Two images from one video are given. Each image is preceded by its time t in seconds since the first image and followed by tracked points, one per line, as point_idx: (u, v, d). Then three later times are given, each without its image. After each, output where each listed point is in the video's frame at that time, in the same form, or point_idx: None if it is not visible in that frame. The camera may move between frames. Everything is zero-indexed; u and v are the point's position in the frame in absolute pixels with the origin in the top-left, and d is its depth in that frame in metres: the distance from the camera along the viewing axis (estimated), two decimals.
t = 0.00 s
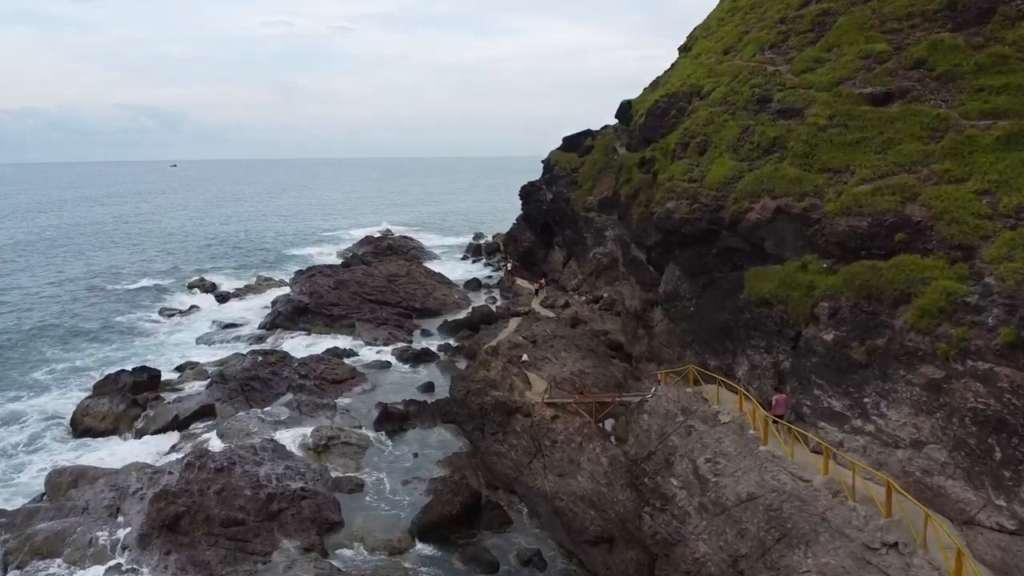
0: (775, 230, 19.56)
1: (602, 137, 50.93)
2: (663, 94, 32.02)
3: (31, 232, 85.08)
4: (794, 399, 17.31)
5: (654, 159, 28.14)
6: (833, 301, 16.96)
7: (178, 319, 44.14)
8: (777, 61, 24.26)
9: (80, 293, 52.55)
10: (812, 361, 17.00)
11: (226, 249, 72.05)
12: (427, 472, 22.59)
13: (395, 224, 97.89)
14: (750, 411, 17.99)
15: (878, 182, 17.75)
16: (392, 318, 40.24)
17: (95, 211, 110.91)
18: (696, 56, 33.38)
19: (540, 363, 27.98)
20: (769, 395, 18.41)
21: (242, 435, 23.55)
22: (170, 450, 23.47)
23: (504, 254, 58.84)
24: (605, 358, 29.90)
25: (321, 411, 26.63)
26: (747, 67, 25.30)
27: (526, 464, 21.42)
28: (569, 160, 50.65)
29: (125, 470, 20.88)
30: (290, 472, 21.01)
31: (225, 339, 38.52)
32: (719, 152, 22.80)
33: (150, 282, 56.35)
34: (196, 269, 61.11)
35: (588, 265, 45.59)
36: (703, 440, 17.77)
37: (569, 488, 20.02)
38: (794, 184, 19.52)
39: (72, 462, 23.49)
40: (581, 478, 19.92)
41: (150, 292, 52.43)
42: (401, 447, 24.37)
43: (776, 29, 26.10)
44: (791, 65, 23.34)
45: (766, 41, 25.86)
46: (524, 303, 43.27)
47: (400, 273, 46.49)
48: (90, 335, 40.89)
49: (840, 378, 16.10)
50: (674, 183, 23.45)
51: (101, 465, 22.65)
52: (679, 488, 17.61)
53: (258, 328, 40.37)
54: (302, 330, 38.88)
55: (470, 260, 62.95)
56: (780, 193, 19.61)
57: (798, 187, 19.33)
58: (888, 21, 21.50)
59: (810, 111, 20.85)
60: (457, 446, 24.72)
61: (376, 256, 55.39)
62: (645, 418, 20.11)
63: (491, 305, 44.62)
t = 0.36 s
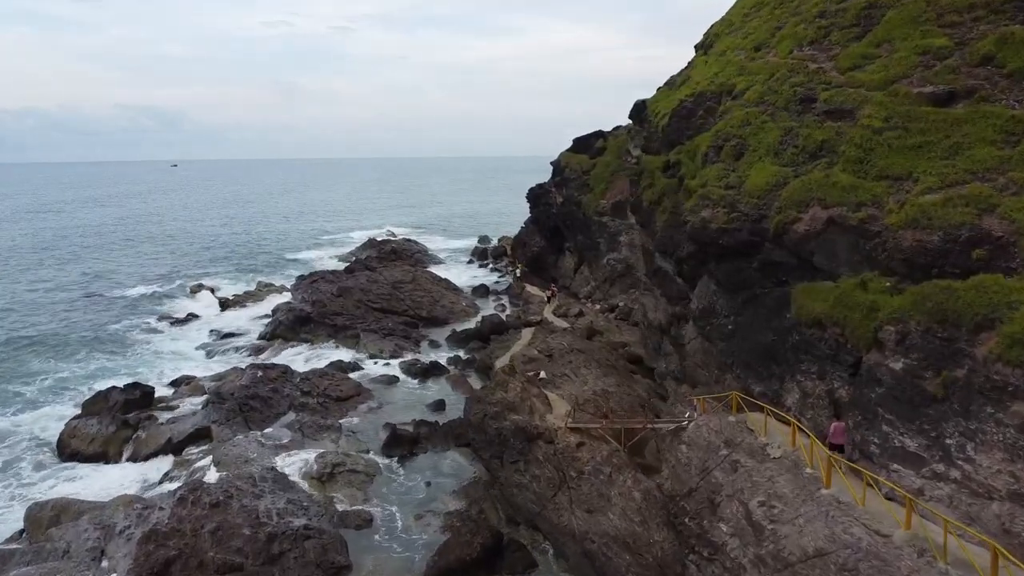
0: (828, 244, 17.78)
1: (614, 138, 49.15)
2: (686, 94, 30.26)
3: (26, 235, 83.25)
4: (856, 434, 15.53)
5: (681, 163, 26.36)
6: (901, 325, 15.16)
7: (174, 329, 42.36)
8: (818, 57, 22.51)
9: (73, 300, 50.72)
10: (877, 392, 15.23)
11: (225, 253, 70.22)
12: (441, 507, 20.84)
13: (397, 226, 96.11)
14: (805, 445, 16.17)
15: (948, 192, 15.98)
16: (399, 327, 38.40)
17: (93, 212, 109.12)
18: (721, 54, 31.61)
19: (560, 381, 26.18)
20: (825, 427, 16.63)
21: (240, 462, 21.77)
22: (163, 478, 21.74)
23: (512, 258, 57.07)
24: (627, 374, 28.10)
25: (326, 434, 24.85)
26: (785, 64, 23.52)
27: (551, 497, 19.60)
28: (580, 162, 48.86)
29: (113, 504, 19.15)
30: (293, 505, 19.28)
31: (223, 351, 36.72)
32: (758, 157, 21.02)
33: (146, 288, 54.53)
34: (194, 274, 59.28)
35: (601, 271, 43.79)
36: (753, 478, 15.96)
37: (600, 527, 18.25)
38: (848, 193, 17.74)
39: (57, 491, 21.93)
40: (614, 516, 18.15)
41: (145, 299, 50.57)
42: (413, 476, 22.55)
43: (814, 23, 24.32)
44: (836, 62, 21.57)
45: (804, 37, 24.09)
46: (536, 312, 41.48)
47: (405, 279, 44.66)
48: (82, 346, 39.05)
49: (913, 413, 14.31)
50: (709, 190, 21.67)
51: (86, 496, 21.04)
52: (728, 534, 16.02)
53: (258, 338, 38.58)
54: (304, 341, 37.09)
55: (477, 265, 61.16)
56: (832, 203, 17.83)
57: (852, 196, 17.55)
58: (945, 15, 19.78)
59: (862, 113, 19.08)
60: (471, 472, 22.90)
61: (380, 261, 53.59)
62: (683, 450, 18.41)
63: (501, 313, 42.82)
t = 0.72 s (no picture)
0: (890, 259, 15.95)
1: (627, 140, 47.36)
2: (713, 93, 28.47)
3: (21, 238, 81.50)
4: (936, 479, 13.70)
5: (711, 168, 24.56)
6: (987, 354, 13.31)
7: (170, 338, 40.59)
8: (866, 54, 20.71)
9: (67, 307, 48.96)
10: (959, 431, 13.32)
11: (225, 257, 68.46)
12: (458, 546, 19.38)
13: (400, 228, 94.33)
14: (875, 488, 14.31)
15: None
16: (407, 338, 36.56)
17: (90, 214, 107.39)
18: (749, 50, 29.81)
19: (581, 402, 24.33)
20: (893, 466, 14.79)
21: (237, 496, 20.00)
22: (151, 514, 19.97)
23: (521, 263, 55.30)
24: (652, 392, 26.23)
25: (330, 459, 23.08)
26: (829, 60, 21.69)
27: (580, 538, 17.59)
28: (592, 164, 47.04)
29: (98, 545, 17.37)
30: (298, 545, 17.55)
31: (221, 364, 34.94)
32: (805, 162, 19.22)
33: (143, 294, 52.74)
34: (192, 279, 57.51)
35: (615, 278, 41.98)
36: (814, 526, 14.37)
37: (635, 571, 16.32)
38: (915, 203, 15.93)
39: (37, 526, 20.25)
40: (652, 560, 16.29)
41: (141, 306, 48.80)
42: (427, 509, 20.77)
43: (859, 17, 22.52)
44: (888, 58, 19.78)
45: (849, 32, 22.28)
46: (548, 322, 39.71)
47: (411, 286, 42.87)
48: (73, 358, 37.29)
49: (1006, 457, 12.46)
50: (749, 197, 19.87)
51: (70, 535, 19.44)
52: None
53: (258, 350, 36.76)
54: (306, 353, 35.29)
55: (483, 270, 59.42)
56: (896, 214, 16.03)
57: (920, 207, 15.78)
58: (1015, 4, 18.05)
59: (926, 113, 17.28)
60: (489, 503, 21.13)
61: (384, 266, 51.83)
62: (731, 489, 16.80)
63: (511, 323, 41.06)
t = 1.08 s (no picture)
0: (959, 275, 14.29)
1: (639, 141, 45.75)
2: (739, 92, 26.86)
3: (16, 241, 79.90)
4: None
5: (742, 172, 22.93)
6: None
7: (165, 347, 38.92)
8: (916, 50, 19.11)
9: (61, 314, 47.32)
10: None
11: (225, 261, 66.80)
12: None
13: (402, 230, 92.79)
14: (953, 538, 12.55)
15: None
16: (413, 350, 34.87)
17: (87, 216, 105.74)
18: (775, 48, 28.22)
19: (603, 423, 22.66)
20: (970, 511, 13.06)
21: (236, 532, 18.42)
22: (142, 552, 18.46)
23: (528, 268, 53.71)
24: (677, 411, 24.52)
25: (333, 486, 21.46)
26: (873, 56, 20.08)
27: None
28: (603, 166, 45.42)
29: None
30: None
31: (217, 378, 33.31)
32: (854, 168, 17.62)
33: (139, 300, 51.10)
34: (190, 284, 55.87)
35: (628, 285, 40.38)
36: None
37: None
38: (988, 214, 14.32)
39: (12, 563, 18.62)
40: None
41: (136, 313, 47.17)
42: (440, 545, 19.18)
43: (904, 11, 20.91)
44: (942, 54, 18.18)
45: (893, 27, 20.69)
46: (560, 331, 38.08)
47: (415, 292, 41.18)
48: (64, 370, 35.63)
49: None
50: (791, 205, 18.25)
51: None
52: None
53: (257, 361, 35.11)
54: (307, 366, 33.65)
55: (489, 274, 57.82)
56: (966, 227, 14.44)
57: (992, 219, 14.21)
58: None
59: (993, 114, 15.70)
60: (506, 536, 19.47)
61: (387, 272, 50.20)
62: (781, 531, 15.08)
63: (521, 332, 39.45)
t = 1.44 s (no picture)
0: None
1: (654, 141, 43.94)
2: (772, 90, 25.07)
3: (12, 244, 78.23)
4: None
5: (783, 177, 21.14)
6: None
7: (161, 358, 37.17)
8: (983, 45, 17.35)
9: (51, 322, 45.43)
10: None
11: (223, 265, 64.92)
12: None
13: (406, 233, 91.16)
14: None
15: None
16: (420, 363, 33.05)
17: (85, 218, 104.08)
18: (809, 43, 26.39)
19: (631, 451, 20.85)
20: None
21: None
22: None
23: (537, 273, 51.98)
24: (709, 436, 22.61)
25: (337, 521, 19.64)
26: (933, 51, 18.28)
27: None
28: (617, 169, 43.61)
29: None
30: None
31: (215, 393, 31.57)
32: (921, 175, 15.90)
33: (135, 307, 49.37)
34: (188, 290, 54.07)
35: (644, 293, 38.58)
36: None
37: None
38: None
39: None
40: None
41: (132, 321, 45.43)
42: None
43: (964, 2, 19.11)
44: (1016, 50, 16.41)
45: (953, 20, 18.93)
46: (574, 342, 36.30)
47: (422, 301, 39.34)
48: (54, 383, 33.89)
49: None
50: (847, 214, 16.47)
51: None
52: None
53: (255, 374, 33.34)
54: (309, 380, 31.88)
55: (497, 279, 56.08)
56: None
57: None
58: None
59: None
60: None
61: (392, 277, 48.44)
62: None
63: (532, 343, 37.69)
